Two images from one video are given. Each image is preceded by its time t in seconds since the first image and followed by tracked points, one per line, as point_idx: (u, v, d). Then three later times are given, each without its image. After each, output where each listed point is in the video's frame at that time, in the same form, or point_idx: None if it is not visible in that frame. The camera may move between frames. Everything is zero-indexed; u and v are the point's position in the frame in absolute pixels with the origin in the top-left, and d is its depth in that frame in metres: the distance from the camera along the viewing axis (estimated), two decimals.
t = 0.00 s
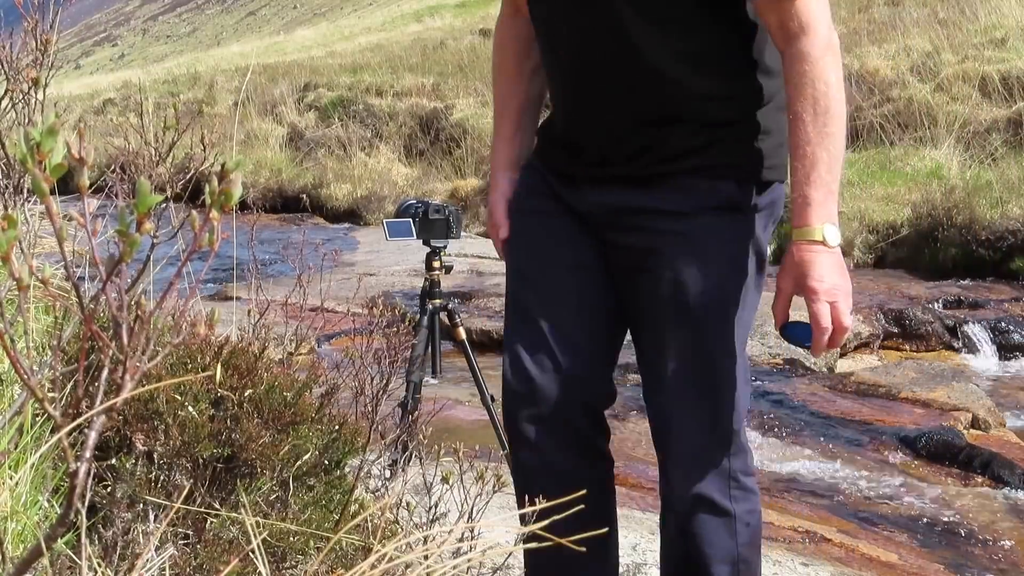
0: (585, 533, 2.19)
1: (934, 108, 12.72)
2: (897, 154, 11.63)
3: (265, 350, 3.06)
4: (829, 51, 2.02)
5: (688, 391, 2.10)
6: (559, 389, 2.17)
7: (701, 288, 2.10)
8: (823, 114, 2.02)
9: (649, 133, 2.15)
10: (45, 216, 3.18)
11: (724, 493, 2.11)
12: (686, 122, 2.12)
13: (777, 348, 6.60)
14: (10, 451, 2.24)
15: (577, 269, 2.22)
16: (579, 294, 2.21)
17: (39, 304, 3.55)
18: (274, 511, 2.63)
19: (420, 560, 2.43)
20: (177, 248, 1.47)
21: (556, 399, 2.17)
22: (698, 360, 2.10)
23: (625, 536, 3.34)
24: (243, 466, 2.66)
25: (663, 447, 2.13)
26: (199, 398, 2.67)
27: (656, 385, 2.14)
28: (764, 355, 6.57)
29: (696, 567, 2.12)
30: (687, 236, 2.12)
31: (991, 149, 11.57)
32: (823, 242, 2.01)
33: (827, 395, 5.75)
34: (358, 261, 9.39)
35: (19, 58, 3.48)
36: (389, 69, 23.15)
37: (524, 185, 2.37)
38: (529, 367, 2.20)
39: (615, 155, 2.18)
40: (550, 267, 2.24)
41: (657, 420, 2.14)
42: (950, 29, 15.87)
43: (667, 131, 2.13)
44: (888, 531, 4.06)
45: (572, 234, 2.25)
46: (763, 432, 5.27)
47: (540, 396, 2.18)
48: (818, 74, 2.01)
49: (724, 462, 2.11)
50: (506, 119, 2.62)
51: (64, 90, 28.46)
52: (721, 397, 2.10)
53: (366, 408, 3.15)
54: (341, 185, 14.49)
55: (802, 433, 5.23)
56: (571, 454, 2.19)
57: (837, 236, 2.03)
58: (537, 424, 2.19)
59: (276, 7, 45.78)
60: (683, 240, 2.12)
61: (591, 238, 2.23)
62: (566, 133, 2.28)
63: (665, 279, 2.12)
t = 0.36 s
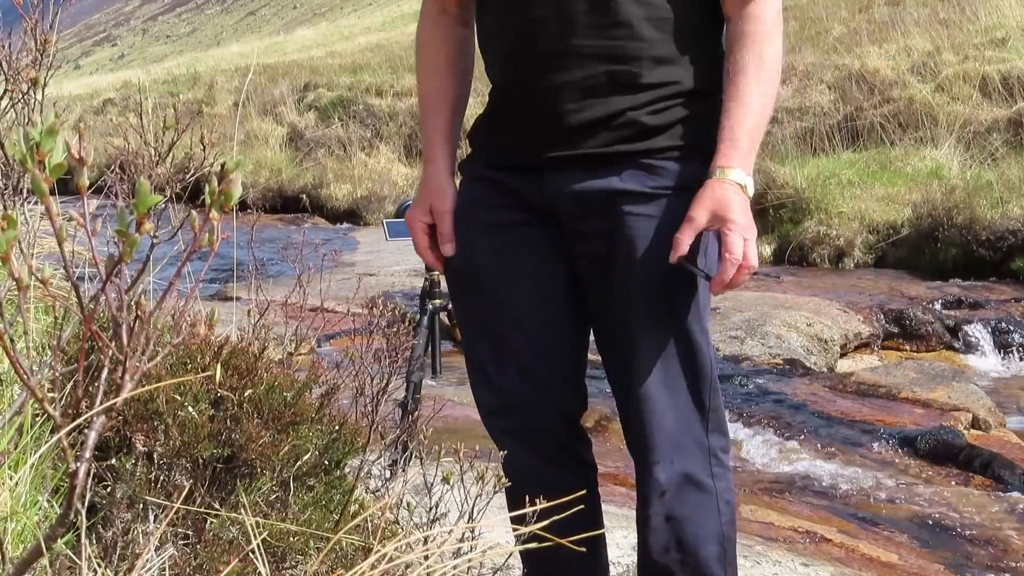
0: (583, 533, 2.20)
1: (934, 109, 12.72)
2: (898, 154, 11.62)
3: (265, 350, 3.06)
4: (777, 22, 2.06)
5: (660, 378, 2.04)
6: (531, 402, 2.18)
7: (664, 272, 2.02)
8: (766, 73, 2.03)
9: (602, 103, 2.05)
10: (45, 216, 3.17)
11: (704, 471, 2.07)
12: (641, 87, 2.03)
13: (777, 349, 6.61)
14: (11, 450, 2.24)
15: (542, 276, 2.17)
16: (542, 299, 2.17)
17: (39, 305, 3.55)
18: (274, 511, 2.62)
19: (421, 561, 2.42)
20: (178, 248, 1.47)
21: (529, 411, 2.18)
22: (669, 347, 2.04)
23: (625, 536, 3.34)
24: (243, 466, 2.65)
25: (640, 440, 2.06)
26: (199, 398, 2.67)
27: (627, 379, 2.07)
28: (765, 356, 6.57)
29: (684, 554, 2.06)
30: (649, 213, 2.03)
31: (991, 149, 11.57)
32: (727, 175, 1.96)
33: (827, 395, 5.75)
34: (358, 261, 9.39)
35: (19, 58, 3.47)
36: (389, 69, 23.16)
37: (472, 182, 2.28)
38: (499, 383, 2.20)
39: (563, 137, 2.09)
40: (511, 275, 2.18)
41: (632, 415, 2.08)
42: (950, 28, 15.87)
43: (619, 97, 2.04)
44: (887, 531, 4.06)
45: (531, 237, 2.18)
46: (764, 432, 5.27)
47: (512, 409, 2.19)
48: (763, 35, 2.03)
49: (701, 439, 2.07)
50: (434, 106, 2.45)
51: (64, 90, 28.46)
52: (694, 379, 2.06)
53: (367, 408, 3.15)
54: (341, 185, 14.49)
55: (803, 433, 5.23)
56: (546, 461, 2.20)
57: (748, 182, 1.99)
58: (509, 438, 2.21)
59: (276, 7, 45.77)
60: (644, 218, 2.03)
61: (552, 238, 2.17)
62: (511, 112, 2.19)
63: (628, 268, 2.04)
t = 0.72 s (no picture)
0: (585, 533, 2.15)
1: (934, 108, 12.73)
2: (898, 154, 11.63)
3: (265, 350, 3.07)
4: (800, 56, 2.11)
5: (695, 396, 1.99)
6: (540, 417, 2.09)
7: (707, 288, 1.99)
8: (782, 93, 2.06)
9: (634, 117, 2.03)
10: (45, 215, 3.18)
11: (719, 483, 2.09)
12: (673, 109, 2.04)
13: (777, 348, 6.61)
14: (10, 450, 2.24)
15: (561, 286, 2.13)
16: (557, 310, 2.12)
17: (39, 304, 3.56)
18: (274, 511, 2.62)
19: (421, 561, 2.41)
20: (178, 249, 1.47)
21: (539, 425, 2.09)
22: (697, 365, 1.99)
23: (624, 536, 3.35)
24: (243, 466, 2.66)
25: (661, 456, 2.01)
26: (199, 398, 2.67)
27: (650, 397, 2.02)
28: (765, 355, 6.57)
29: (692, 566, 2.07)
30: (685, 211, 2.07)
31: (991, 149, 11.58)
32: (730, 173, 1.95)
33: (827, 395, 5.76)
34: (358, 261, 9.40)
35: (19, 59, 3.48)
36: (389, 69, 23.18)
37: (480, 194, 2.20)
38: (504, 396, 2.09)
39: (583, 152, 2.06)
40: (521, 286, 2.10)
41: (655, 432, 2.01)
42: (950, 28, 15.88)
43: (653, 121, 2.04)
44: (888, 531, 4.06)
45: (547, 253, 2.13)
46: (766, 431, 5.28)
47: (522, 424, 2.09)
48: (781, 61, 2.08)
49: (719, 451, 2.08)
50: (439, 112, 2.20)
51: (64, 90, 28.47)
52: (717, 395, 2.03)
53: (367, 408, 3.15)
54: (341, 185, 14.50)
55: (804, 432, 5.24)
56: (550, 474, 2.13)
57: (752, 184, 1.98)
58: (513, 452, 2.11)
59: (277, 8, 45.77)
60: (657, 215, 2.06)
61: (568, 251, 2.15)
62: (520, 123, 2.13)
63: (659, 282, 2.04)
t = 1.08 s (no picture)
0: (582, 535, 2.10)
1: (934, 108, 12.73)
2: (898, 154, 11.62)
3: (265, 350, 3.07)
4: (814, 127, 2.14)
5: (711, 397, 2.02)
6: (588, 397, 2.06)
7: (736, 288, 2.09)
8: (790, 160, 2.09)
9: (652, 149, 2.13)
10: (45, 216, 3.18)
11: (731, 488, 2.11)
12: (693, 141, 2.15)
13: (777, 348, 6.61)
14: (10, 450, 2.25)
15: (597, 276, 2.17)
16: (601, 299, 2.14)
17: (39, 304, 3.55)
18: (274, 511, 2.62)
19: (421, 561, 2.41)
20: (178, 248, 1.47)
21: (583, 417, 2.04)
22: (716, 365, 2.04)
23: (625, 536, 3.34)
24: (243, 466, 2.65)
25: (678, 457, 2.03)
26: (199, 398, 2.67)
27: (673, 394, 2.03)
28: (765, 355, 6.57)
29: (702, 569, 2.09)
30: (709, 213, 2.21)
31: (991, 149, 11.57)
32: (722, 245, 1.96)
33: (827, 396, 5.76)
34: (358, 261, 9.39)
35: (19, 58, 3.47)
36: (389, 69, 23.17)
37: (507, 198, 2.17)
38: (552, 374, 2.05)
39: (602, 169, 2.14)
40: (564, 282, 2.07)
41: (671, 435, 2.03)
42: (951, 28, 15.88)
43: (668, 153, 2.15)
44: (888, 531, 4.06)
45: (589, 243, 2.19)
46: (765, 431, 5.28)
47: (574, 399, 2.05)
48: (792, 128, 2.12)
49: (732, 456, 2.11)
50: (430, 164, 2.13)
51: (64, 90, 28.47)
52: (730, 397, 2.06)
53: (366, 409, 3.15)
54: (341, 185, 14.49)
55: (803, 431, 5.24)
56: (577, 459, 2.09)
57: (744, 257, 1.99)
58: (546, 447, 2.03)
59: (277, 8, 45.75)
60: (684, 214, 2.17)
61: (597, 243, 2.19)
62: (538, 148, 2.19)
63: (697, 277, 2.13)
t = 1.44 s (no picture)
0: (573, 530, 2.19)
1: (934, 108, 12.73)
2: (898, 153, 11.62)
3: (265, 349, 3.06)
4: (759, 217, 2.36)
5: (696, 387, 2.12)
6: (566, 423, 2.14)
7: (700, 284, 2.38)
8: (739, 252, 2.27)
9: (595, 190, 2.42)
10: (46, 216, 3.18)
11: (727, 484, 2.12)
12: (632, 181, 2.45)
13: (777, 348, 6.62)
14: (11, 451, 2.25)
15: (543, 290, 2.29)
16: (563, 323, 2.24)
17: (39, 304, 3.56)
18: (274, 511, 2.62)
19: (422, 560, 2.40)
20: (178, 248, 1.47)
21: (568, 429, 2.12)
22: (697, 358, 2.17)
23: (625, 535, 3.34)
24: (243, 465, 2.65)
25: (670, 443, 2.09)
26: (199, 398, 2.67)
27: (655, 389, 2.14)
28: (764, 355, 6.57)
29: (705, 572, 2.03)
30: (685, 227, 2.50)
31: (992, 148, 11.57)
32: (677, 337, 2.05)
33: (826, 396, 5.76)
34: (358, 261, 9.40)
35: (19, 58, 3.47)
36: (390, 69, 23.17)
37: (457, 222, 2.38)
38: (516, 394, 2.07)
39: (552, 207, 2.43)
40: (531, 298, 2.22)
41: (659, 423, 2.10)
42: (951, 28, 15.88)
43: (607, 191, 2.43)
44: (888, 531, 4.06)
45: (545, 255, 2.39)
46: (767, 431, 5.28)
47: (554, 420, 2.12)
48: (740, 219, 2.32)
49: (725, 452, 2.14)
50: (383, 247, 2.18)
51: (64, 91, 28.45)
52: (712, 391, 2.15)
53: (366, 409, 3.15)
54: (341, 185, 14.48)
55: (803, 431, 5.24)
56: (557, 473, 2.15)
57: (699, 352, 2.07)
58: (541, 469, 2.10)
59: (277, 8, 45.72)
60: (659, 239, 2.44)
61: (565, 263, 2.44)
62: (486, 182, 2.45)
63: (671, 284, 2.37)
